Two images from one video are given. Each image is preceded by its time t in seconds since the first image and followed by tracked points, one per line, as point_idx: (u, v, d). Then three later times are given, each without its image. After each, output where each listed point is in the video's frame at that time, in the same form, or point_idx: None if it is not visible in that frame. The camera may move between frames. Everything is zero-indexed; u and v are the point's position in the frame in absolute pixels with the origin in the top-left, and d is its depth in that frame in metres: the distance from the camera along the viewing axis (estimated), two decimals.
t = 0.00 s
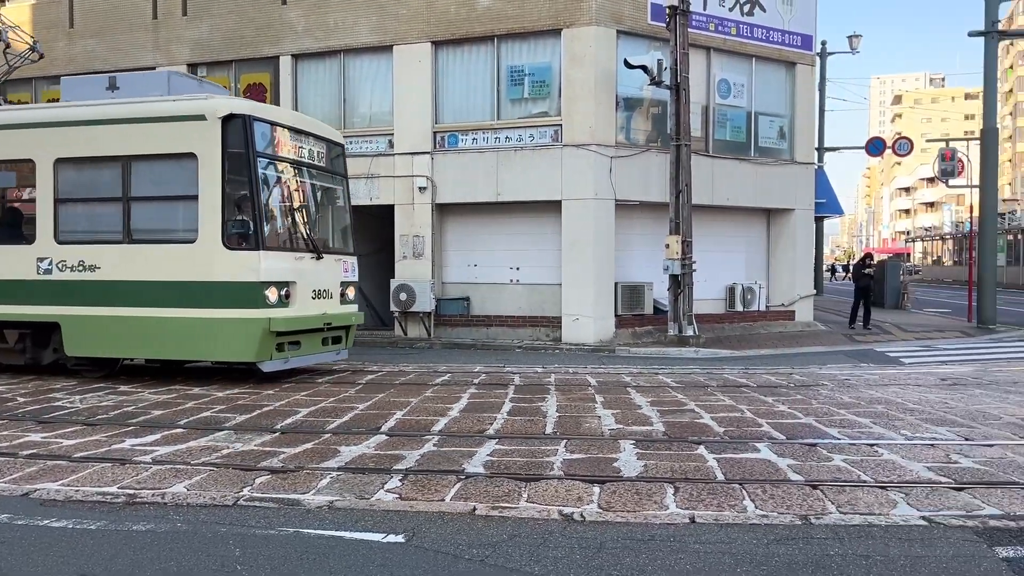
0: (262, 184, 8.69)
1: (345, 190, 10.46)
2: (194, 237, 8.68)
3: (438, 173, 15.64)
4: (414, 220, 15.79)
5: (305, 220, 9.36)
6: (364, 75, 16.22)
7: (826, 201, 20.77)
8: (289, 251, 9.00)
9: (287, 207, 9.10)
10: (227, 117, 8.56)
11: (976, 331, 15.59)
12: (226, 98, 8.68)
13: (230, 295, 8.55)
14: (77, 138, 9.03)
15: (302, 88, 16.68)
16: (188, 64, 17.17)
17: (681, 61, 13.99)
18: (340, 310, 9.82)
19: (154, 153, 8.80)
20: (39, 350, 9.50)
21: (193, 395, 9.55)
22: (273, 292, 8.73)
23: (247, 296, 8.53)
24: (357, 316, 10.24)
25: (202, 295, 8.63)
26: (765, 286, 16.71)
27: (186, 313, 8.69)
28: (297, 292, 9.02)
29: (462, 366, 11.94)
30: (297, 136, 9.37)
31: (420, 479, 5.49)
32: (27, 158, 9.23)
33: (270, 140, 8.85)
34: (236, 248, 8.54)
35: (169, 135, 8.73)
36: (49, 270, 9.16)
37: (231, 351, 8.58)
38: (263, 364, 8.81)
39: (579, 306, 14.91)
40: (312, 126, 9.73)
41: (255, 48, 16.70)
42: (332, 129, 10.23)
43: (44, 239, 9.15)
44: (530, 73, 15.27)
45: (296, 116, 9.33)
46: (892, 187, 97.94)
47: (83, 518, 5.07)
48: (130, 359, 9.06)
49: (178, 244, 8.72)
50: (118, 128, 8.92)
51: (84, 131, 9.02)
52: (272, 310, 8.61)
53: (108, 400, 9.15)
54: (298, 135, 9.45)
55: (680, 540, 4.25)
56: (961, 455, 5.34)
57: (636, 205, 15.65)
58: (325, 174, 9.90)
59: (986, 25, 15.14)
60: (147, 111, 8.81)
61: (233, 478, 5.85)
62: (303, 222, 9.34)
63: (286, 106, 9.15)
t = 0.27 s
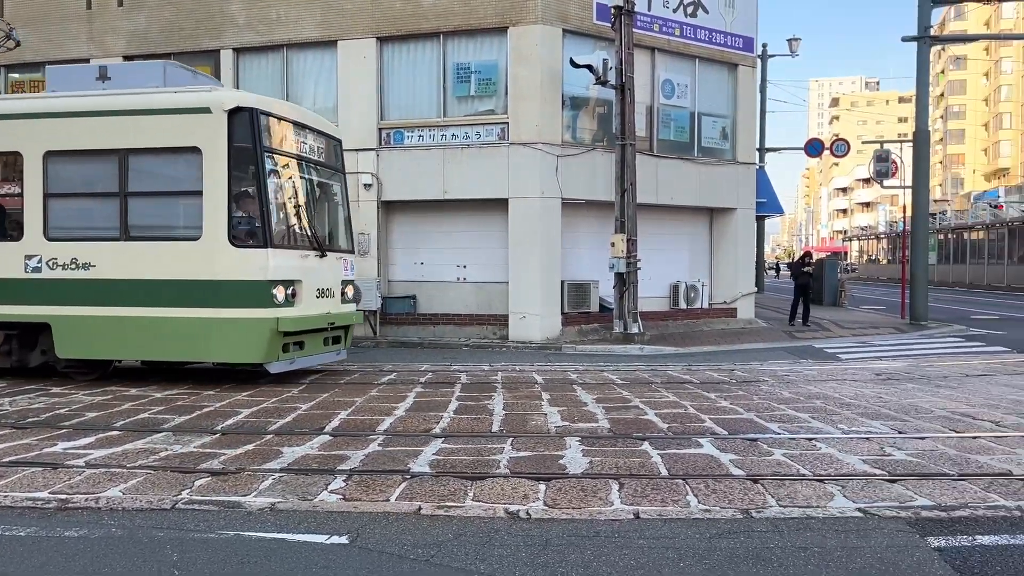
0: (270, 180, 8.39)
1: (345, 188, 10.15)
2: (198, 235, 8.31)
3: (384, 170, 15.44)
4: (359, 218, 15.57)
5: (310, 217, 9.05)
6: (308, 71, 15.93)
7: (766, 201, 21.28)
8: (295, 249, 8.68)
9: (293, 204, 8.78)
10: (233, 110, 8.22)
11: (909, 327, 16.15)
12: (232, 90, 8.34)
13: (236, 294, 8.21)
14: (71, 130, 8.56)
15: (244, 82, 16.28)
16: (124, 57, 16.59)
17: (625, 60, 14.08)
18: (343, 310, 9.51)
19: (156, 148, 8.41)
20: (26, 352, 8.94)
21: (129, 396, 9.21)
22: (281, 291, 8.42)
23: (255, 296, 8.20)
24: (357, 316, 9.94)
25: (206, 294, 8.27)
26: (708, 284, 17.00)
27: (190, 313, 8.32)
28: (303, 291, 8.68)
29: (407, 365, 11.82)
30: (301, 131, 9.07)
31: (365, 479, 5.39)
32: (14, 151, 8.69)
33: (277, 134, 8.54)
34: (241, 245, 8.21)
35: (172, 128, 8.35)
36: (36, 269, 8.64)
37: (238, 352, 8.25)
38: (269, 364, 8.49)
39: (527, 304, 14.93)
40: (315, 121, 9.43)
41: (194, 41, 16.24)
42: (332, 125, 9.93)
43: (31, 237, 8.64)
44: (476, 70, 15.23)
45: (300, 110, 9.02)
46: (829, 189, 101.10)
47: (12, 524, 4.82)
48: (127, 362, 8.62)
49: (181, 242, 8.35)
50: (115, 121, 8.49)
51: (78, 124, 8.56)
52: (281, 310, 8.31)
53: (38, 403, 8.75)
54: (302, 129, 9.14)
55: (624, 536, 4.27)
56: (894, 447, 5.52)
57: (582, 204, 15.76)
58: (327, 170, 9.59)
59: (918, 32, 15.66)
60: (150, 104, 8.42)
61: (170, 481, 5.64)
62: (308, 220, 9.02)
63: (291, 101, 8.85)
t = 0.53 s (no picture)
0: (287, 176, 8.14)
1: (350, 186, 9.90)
2: (211, 232, 8.02)
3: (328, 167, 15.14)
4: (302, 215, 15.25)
5: (322, 215, 8.80)
6: (250, 65, 15.57)
7: (711, 200, 21.72)
8: (310, 247, 8.43)
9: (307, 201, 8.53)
10: (250, 104, 7.96)
11: (846, 323, 16.64)
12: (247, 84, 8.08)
13: (251, 292, 7.95)
14: (74, 123, 8.18)
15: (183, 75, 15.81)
16: (55, 47, 15.94)
17: (573, 60, 14.03)
18: (352, 309, 9.27)
19: (166, 142, 8.09)
20: (22, 354, 8.52)
21: (62, 398, 8.84)
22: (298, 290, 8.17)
23: (272, 295, 7.94)
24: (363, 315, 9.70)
25: (222, 293, 7.99)
26: (653, 280, 17.22)
27: (203, 313, 8.02)
28: (317, 290, 8.43)
29: (353, 363, 11.66)
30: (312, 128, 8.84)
31: (310, 480, 5.28)
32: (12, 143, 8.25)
33: (292, 130, 8.29)
34: (257, 242, 7.95)
35: (182, 122, 8.05)
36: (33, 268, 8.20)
37: (254, 352, 7.99)
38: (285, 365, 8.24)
39: (474, 301, 14.88)
40: (324, 117, 9.17)
41: (130, 31, 15.71)
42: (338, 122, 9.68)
43: (29, 233, 8.20)
44: (423, 66, 15.12)
45: (310, 106, 8.77)
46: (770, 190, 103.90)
47: None
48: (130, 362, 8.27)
49: (193, 239, 8.04)
50: (121, 114, 8.14)
51: (81, 116, 8.19)
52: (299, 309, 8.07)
53: None
54: (312, 126, 8.89)
55: (572, 533, 4.28)
56: (833, 441, 5.67)
57: (528, 202, 15.78)
58: (335, 168, 9.34)
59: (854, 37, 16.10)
60: (158, 97, 8.10)
61: (107, 486, 5.42)
62: (320, 218, 8.78)
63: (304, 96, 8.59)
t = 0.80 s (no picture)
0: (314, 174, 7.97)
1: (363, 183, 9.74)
2: (237, 230, 7.79)
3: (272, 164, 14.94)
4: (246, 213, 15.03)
5: (343, 214, 8.64)
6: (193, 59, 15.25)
7: (658, 198, 22.00)
8: (335, 246, 8.28)
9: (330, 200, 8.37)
10: (277, 101, 7.77)
11: (790, 319, 17.03)
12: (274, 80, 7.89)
13: (277, 292, 7.75)
14: (91, 117, 7.87)
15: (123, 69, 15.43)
16: None
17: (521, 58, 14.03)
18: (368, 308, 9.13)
19: (188, 138, 7.83)
20: (34, 356, 8.20)
21: None
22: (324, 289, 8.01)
23: (300, 293, 7.76)
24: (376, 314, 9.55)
25: (249, 292, 7.77)
26: (602, 279, 17.36)
27: (227, 313, 7.79)
28: (340, 289, 8.28)
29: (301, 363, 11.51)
30: (333, 125, 8.65)
31: (256, 482, 5.19)
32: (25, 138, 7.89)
33: (317, 128, 8.13)
34: (286, 241, 7.77)
35: (206, 118, 7.80)
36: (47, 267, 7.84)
37: (281, 353, 7.79)
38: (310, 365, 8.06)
39: (426, 300, 14.80)
40: (341, 114, 9.00)
41: (68, 23, 15.25)
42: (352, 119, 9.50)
43: (43, 231, 7.85)
44: (371, 63, 15.00)
45: (330, 103, 8.59)
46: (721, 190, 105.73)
47: None
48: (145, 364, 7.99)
49: (218, 238, 7.80)
50: (141, 108, 7.85)
51: (98, 110, 7.87)
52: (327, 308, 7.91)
53: None
54: (333, 123, 8.71)
55: (521, 530, 4.28)
56: (776, 435, 5.78)
57: (478, 201, 15.77)
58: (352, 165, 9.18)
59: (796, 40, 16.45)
60: (180, 91, 7.85)
61: (42, 491, 5.24)
62: (342, 217, 8.62)
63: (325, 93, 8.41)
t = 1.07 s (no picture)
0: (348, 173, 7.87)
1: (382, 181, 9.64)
2: (274, 230, 7.64)
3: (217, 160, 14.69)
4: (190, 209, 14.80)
5: (371, 212, 8.55)
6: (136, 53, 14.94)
7: (610, 197, 22.17)
8: (366, 245, 8.19)
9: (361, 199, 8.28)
10: (313, 99, 7.66)
11: (739, 316, 17.29)
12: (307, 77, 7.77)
13: (315, 293, 7.66)
14: (118, 113, 7.60)
15: (63, 62, 15.09)
16: None
17: (472, 55, 13.86)
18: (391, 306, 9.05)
19: (221, 136, 7.63)
20: (60, 358, 7.96)
21: None
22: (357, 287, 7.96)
23: (336, 291, 7.69)
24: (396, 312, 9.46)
25: (284, 291, 7.65)
26: (554, 277, 17.42)
27: (260, 312, 7.65)
28: (371, 287, 8.21)
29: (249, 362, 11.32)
30: (360, 126, 8.55)
31: (204, 485, 5.09)
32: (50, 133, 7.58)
33: (349, 126, 8.03)
34: (325, 241, 7.68)
35: (240, 116, 7.63)
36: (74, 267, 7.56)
37: (318, 354, 7.73)
38: (344, 364, 8.01)
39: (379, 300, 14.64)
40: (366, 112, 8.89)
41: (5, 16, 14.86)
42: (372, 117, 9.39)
43: (68, 230, 7.55)
44: (320, 59, 14.85)
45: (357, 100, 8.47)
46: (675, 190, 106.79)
47: None
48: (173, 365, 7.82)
49: (252, 237, 7.64)
50: (171, 104, 7.61)
51: (125, 106, 7.61)
52: (361, 306, 7.87)
53: None
54: (360, 121, 8.61)
55: (474, 529, 4.27)
56: (726, 431, 5.86)
57: (431, 199, 15.71)
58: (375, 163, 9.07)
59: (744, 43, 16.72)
60: (211, 87, 7.66)
61: None
62: (370, 215, 8.53)
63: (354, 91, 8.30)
